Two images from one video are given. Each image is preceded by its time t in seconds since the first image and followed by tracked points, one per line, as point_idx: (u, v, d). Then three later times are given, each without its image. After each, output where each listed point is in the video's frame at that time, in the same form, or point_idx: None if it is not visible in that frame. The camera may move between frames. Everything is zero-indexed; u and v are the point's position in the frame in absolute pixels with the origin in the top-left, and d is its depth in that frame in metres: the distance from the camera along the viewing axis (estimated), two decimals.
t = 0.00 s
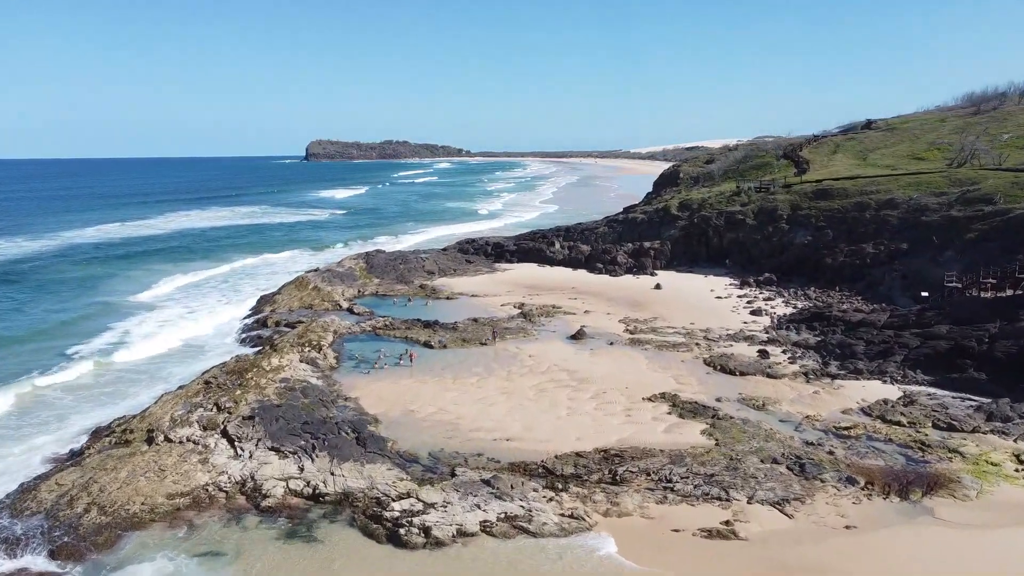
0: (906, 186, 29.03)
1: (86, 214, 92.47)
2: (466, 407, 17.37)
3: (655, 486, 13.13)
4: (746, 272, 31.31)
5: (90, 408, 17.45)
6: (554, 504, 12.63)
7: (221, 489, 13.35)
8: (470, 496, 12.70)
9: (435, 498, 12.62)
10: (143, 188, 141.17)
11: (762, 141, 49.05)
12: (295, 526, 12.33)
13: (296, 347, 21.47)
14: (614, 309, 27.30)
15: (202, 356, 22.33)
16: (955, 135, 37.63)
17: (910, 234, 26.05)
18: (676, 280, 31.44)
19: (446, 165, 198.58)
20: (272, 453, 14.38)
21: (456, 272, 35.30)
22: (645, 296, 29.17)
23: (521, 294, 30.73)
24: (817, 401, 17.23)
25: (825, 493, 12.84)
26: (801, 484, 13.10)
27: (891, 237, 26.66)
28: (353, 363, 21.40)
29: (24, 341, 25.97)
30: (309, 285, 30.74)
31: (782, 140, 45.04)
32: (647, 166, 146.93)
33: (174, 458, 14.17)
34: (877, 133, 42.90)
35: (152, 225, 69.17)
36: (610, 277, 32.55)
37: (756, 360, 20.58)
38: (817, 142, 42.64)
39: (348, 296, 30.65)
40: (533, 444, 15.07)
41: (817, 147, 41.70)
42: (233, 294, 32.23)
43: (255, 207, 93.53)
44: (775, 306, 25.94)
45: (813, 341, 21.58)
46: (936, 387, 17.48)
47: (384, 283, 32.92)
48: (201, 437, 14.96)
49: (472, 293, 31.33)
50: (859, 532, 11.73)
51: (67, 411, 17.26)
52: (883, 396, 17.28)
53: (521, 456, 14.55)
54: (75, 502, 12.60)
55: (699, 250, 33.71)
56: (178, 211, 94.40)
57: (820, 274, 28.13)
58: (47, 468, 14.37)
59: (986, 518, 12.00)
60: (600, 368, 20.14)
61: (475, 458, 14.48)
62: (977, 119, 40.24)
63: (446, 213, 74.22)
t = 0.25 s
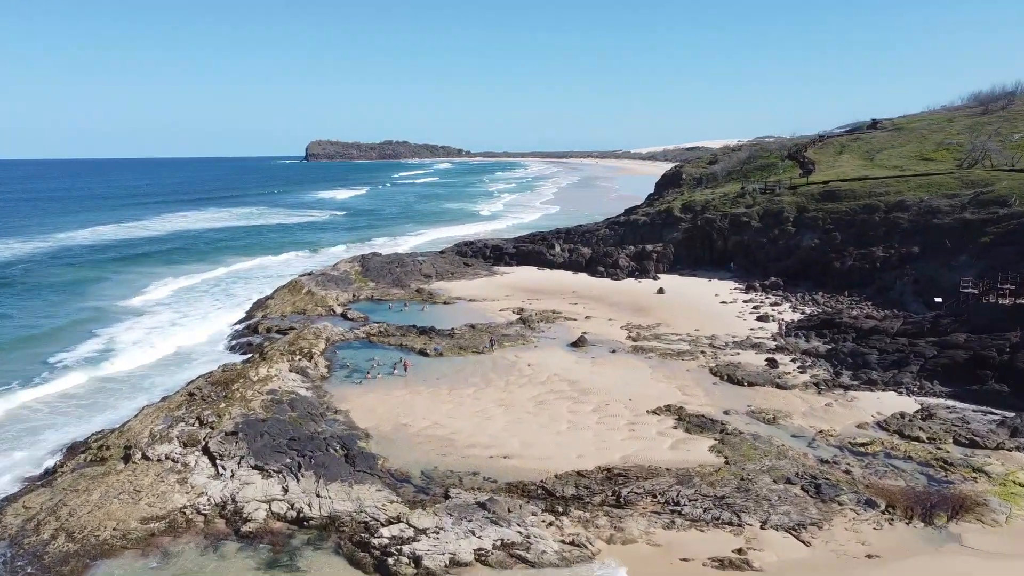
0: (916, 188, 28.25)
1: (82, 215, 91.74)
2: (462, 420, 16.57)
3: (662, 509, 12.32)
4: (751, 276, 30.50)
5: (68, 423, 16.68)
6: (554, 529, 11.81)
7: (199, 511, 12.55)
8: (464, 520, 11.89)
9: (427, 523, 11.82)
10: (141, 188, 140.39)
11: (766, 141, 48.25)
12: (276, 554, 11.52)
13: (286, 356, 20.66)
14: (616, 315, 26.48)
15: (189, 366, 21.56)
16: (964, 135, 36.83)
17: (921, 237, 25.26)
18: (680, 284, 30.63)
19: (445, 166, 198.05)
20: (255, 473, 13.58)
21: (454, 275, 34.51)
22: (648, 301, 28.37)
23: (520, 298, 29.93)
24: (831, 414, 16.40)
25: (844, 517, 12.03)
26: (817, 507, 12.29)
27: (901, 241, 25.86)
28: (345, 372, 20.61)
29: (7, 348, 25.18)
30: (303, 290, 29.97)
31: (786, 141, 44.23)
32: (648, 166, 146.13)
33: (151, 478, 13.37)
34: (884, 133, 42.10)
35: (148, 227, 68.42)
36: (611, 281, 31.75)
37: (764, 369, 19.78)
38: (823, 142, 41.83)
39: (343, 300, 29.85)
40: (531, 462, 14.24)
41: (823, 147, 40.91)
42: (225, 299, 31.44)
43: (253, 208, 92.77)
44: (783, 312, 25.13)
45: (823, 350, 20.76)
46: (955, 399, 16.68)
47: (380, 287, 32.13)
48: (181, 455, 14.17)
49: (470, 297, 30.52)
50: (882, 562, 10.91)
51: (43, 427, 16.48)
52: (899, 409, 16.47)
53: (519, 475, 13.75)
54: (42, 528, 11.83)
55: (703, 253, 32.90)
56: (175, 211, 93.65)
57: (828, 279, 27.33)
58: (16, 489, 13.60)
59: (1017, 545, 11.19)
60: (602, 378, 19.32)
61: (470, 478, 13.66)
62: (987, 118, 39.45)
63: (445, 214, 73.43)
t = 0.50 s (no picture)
0: (929, 190, 27.31)
1: (78, 216, 90.97)
2: (456, 437, 15.63)
3: (670, 539, 11.37)
4: (757, 280, 29.59)
5: (39, 443, 15.78)
6: (553, 562, 10.87)
7: (170, 542, 11.61)
8: (456, 553, 10.94)
9: (415, 556, 10.87)
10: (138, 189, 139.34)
11: (771, 142, 47.35)
12: None
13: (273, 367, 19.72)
14: (618, 321, 25.53)
15: (173, 377, 20.65)
16: (975, 135, 35.90)
17: (935, 240, 24.34)
18: (684, 289, 29.69)
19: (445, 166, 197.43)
20: (232, 497, 12.65)
21: (451, 279, 33.59)
22: (651, 306, 27.44)
23: (519, 303, 28.99)
24: (848, 431, 15.46)
25: (868, 549, 11.09)
26: (839, 538, 11.34)
27: (914, 244, 24.95)
28: (335, 383, 19.67)
29: None
30: (295, 296, 29.05)
31: (792, 141, 43.31)
32: (648, 166, 145.27)
33: (120, 504, 12.44)
34: (892, 133, 41.17)
35: (142, 228, 67.50)
36: (613, 286, 30.83)
37: (775, 381, 18.83)
38: (829, 143, 40.91)
39: (336, 306, 28.93)
40: (529, 485, 13.30)
41: (830, 148, 39.99)
42: (215, 303, 30.51)
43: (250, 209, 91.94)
44: (792, 319, 24.19)
45: (836, 360, 19.81)
46: (979, 415, 15.75)
47: (375, 291, 31.21)
48: (154, 477, 13.24)
49: (466, 302, 29.57)
50: None
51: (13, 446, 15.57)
52: (920, 425, 15.53)
53: (516, 500, 12.81)
54: None
55: (707, 256, 31.97)
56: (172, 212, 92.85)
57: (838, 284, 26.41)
58: None
59: None
60: (604, 390, 18.37)
61: (464, 503, 12.73)
62: (998, 118, 38.52)
63: (443, 216, 72.48)
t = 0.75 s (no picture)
0: (941, 191, 26.47)
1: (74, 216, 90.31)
2: (451, 454, 14.79)
3: (679, 571, 10.54)
4: (764, 285, 28.77)
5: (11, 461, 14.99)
6: None
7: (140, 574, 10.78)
8: None
9: None
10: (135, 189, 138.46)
11: (775, 142, 46.54)
12: None
13: (260, 377, 18.89)
14: (620, 328, 24.70)
15: (157, 388, 19.84)
16: (985, 135, 35.06)
17: (949, 244, 23.51)
18: (687, 293, 28.87)
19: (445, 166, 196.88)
20: (209, 523, 11.81)
21: (449, 283, 32.78)
22: (654, 312, 26.60)
23: (518, 308, 28.17)
24: (864, 448, 14.62)
25: None
26: (861, 570, 10.50)
27: (926, 248, 24.12)
28: (326, 394, 18.85)
29: None
30: (288, 301, 28.23)
31: (796, 141, 42.50)
32: (649, 166, 144.47)
33: (88, 531, 11.61)
34: (899, 134, 40.35)
35: (137, 229, 66.67)
36: (614, 290, 30.02)
37: (785, 393, 17.99)
38: (834, 143, 40.09)
39: (330, 311, 28.10)
40: (527, 509, 12.46)
41: (835, 148, 39.18)
42: (206, 308, 29.68)
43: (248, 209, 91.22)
44: (800, 326, 23.36)
45: (848, 369, 18.98)
46: (1003, 430, 14.93)
47: (370, 295, 30.39)
48: (127, 500, 12.40)
49: (464, 307, 28.76)
50: None
51: None
52: (941, 442, 14.69)
53: (513, 526, 11.98)
54: None
55: (711, 259, 31.16)
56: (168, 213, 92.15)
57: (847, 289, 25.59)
58: None
59: None
60: (606, 402, 17.54)
61: (457, 529, 11.90)
62: (1008, 117, 37.69)
63: (442, 217, 71.67)
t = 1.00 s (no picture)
0: (955, 194, 25.53)
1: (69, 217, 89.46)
2: (444, 476, 13.83)
3: None
4: (771, 290, 27.82)
5: None
6: None
7: None
8: None
9: None
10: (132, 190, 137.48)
11: (779, 142, 45.60)
12: None
13: (245, 392, 17.95)
14: (623, 336, 23.76)
15: (136, 402, 18.88)
16: (997, 135, 34.10)
17: (965, 249, 22.57)
18: (692, 299, 27.92)
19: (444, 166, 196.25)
20: (178, 559, 10.87)
21: (445, 287, 31.83)
22: (658, 318, 25.62)
23: (516, 315, 27.23)
24: (886, 470, 13.66)
25: None
26: None
27: (941, 253, 23.18)
28: (313, 409, 17.88)
29: None
30: (278, 308, 27.27)
31: (802, 142, 41.57)
32: (650, 167, 143.55)
33: (46, 567, 10.65)
34: (907, 134, 39.40)
35: (131, 231, 65.71)
36: (616, 295, 29.08)
37: (798, 407, 17.02)
38: (841, 143, 39.16)
39: (321, 317, 27.15)
40: (525, 541, 11.49)
41: (842, 148, 38.22)
42: (193, 314, 28.71)
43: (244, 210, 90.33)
44: (810, 335, 22.40)
45: (863, 382, 18.01)
46: None
47: (364, 301, 29.42)
48: (91, 531, 11.43)
49: (460, 313, 27.81)
50: None
51: None
52: (968, 464, 13.73)
53: (509, 560, 11.02)
54: None
55: (716, 263, 30.21)
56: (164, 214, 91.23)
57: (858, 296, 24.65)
58: None
59: None
60: (609, 419, 16.58)
61: (448, 565, 10.94)
62: (1019, 117, 36.74)
63: (440, 218, 70.76)
